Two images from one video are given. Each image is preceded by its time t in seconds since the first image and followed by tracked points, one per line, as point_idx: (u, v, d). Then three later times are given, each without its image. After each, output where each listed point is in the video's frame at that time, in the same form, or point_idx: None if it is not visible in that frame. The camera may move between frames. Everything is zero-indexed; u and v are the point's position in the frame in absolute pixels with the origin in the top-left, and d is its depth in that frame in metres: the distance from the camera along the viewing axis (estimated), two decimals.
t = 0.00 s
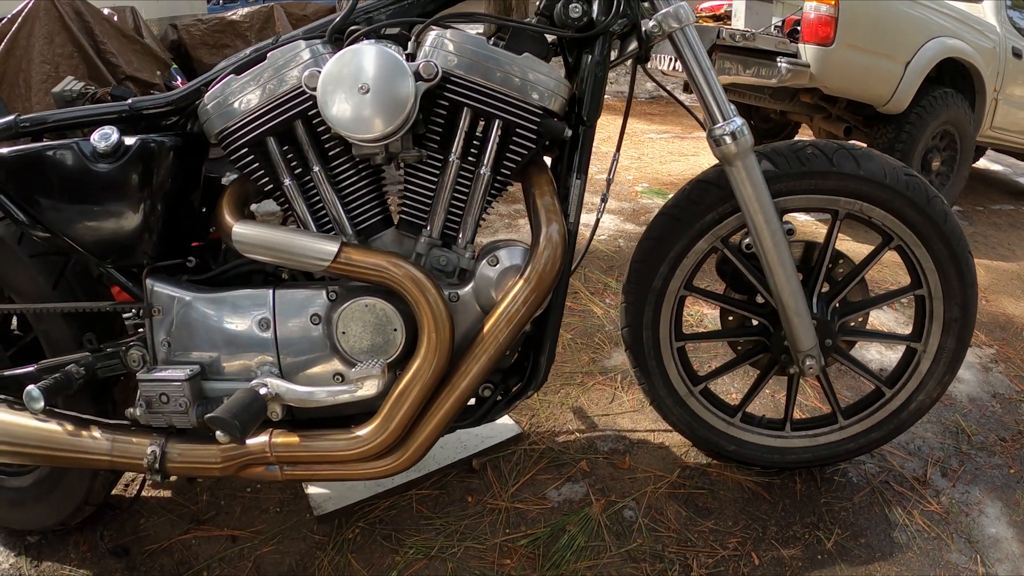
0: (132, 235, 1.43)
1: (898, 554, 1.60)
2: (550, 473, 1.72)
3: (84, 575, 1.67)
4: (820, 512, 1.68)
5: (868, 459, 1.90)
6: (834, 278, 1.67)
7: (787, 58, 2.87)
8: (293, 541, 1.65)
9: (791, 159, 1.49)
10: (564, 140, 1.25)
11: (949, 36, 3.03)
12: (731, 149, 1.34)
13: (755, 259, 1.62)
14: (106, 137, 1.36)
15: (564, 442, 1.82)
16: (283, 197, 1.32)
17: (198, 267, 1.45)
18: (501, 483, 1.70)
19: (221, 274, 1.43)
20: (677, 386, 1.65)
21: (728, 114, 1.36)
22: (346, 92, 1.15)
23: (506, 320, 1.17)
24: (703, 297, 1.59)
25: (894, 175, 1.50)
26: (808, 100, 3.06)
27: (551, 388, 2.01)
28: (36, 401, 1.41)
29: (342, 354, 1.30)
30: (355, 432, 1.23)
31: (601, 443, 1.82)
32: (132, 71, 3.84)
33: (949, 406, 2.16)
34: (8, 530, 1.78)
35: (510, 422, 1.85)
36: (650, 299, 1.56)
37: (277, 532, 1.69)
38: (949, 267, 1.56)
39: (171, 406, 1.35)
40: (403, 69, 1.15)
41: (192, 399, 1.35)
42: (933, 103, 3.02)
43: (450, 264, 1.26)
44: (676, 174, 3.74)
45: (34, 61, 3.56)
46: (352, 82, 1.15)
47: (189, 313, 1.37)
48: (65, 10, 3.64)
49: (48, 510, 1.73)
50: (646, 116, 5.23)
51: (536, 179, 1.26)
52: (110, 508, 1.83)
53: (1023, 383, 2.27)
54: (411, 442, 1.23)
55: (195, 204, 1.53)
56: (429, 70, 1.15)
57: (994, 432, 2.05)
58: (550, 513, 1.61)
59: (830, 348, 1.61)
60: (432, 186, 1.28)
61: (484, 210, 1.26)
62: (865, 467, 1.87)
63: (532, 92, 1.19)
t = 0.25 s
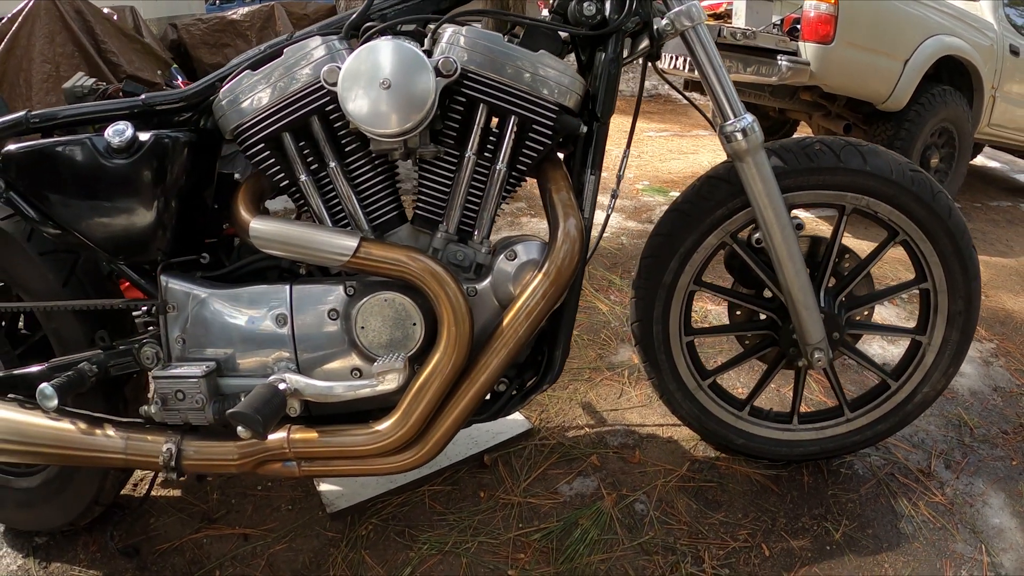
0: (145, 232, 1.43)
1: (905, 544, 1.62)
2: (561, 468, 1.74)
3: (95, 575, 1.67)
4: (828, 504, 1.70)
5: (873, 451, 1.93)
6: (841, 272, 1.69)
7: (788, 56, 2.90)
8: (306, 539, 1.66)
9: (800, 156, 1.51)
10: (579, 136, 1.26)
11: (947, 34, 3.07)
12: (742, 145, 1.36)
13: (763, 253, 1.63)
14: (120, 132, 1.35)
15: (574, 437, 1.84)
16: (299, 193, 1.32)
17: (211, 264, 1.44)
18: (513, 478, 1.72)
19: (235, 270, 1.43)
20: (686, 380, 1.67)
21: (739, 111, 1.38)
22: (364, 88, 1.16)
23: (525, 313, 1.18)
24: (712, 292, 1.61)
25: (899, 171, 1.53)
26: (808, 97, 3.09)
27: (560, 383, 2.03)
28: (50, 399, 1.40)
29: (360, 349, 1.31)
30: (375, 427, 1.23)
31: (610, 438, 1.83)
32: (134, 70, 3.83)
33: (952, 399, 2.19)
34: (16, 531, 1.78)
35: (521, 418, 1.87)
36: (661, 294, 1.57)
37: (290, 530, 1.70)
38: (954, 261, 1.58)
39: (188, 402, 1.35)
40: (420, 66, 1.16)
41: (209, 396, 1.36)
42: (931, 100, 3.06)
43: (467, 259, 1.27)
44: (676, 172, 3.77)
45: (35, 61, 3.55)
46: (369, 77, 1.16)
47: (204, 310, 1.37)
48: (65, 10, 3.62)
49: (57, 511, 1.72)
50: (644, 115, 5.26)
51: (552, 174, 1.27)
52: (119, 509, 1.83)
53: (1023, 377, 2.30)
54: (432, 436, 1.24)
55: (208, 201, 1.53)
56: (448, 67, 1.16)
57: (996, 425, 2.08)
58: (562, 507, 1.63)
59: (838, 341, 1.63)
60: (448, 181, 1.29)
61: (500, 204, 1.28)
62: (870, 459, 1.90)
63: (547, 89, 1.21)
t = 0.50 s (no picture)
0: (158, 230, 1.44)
1: (910, 534, 1.64)
2: (571, 462, 1.76)
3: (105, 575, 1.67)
4: (834, 496, 1.72)
5: (877, 444, 1.95)
6: (846, 266, 1.71)
7: (788, 54, 2.92)
8: (318, 536, 1.67)
9: (807, 152, 1.54)
10: (592, 132, 1.28)
11: (944, 31, 3.10)
12: (751, 141, 1.38)
13: (770, 248, 1.65)
14: (134, 128, 1.36)
15: (583, 431, 1.86)
16: (313, 189, 1.33)
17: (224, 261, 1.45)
18: (524, 473, 1.73)
19: (248, 267, 1.44)
20: (695, 374, 1.69)
21: (748, 108, 1.40)
22: (379, 84, 1.17)
23: (543, 306, 1.20)
24: (720, 287, 1.62)
25: (904, 166, 1.55)
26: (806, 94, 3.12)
27: (568, 379, 2.05)
28: (63, 398, 1.39)
29: (376, 344, 1.33)
30: (393, 421, 1.24)
31: (619, 432, 1.85)
32: (134, 70, 3.83)
33: (953, 392, 2.21)
34: (22, 533, 1.77)
35: (529, 413, 1.88)
36: (670, 288, 1.59)
37: (302, 528, 1.70)
38: (957, 255, 1.60)
39: (203, 398, 1.35)
40: (434, 61, 1.16)
41: (224, 392, 1.36)
42: (929, 97, 3.09)
43: (481, 254, 1.29)
44: (676, 170, 3.79)
45: (34, 61, 3.54)
46: (384, 74, 1.17)
47: (218, 306, 1.38)
48: (64, 9, 3.60)
49: (62, 513, 1.72)
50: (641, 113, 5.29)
51: (565, 170, 1.29)
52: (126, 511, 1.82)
53: (1023, 370, 2.33)
54: (450, 429, 1.25)
55: (220, 197, 1.54)
56: (464, 63, 1.18)
57: (998, 417, 2.11)
58: (573, 501, 1.64)
59: (844, 334, 1.65)
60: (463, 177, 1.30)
61: (513, 199, 1.28)
62: (874, 451, 1.92)
63: (561, 85, 1.22)
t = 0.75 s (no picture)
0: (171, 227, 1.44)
1: (916, 526, 1.66)
2: (581, 458, 1.77)
3: None
4: (841, 488, 1.74)
5: (881, 438, 1.97)
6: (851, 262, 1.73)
7: (788, 52, 2.95)
8: (330, 534, 1.67)
9: (814, 148, 1.55)
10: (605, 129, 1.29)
11: (941, 29, 3.13)
12: (761, 138, 1.39)
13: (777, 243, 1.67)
14: (147, 125, 1.36)
15: (592, 427, 1.88)
16: (328, 186, 1.34)
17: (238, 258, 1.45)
18: (535, 468, 1.75)
19: (261, 264, 1.44)
20: (703, 369, 1.70)
21: (757, 105, 1.41)
22: (395, 80, 1.18)
23: (560, 302, 1.22)
24: (728, 282, 1.64)
25: (909, 162, 1.57)
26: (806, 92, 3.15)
27: (576, 376, 2.07)
28: (76, 396, 1.39)
29: (392, 340, 1.34)
30: (411, 417, 1.26)
31: (628, 428, 1.88)
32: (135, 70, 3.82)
33: (955, 386, 2.24)
34: (30, 533, 1.75)
35: (538, 409, 1.90)
36: (679, 284, 1.60)
37: (313, 526, 1.71)
38: (960, 249, 1.62)
39: (219, 396, 1.35)
40: (450, 58, 1.17)
41: (239, 389, 1.36)
42: (927, 95, 3.12)
43: (496, 250, 1.31)
44: (676, 168, 3.82)
45: (35, 61, 3.54)
46: (399, 71, 1.17)
47: (232, 304, 1.38)
48: (64, 9, 3.59)
49: (73, 514, 1.69)
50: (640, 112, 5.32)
51: (578, 167, 1.30)
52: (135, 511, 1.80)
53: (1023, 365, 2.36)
54: (467, 424, 1.27)
55: (232, 194, 1.55)
56: (482, 60, 1.19)
57: (999, 410, 2.13)
58: (584, 496, 1.66)
59: (850, 329, 1.67)
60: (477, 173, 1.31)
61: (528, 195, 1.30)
62: (879, 444, 1.94)
63: (575, 82, 1.23)
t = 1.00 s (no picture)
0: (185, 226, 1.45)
1: (922, 519, 1.68)
2: (591, 454, 1.79)
3: None
4: (847, 483, 1.76)
5: (886, 432, 1.99)
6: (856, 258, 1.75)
7: (788, 51, 2.97)
8: (342, 532, 1.68)
9: (821, 147, 1.57)
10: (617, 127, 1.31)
11: (940, 28, 3.16)
12: (770, 137, 1.41)
13: (784, 240, 1.69)
14: (160, 123, 1.36)
15: (600, 424, 1.90)
16: (342, 184, 1.34)
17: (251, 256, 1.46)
18: (545, 465, 1.76)
19: (275, 263, 1.45)
20: (711, 365, 1.72)
21: (765, 104, 1.43)
22: (410, 78, 1.19)
23: (575, 297, 1.24)
24: (735, 279, 1.66)
25: (913, 160, 1.59)
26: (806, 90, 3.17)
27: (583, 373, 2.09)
28: (89, 396, 1.38)
29: (409, 337, 1.35)
30: (428, 413, 1.27)
31: (636, 424, 1.90)
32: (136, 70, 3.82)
33: (957, 382, 2.26)
34: (38, 535, 1.74)
35: (547, 407, 1.91)
36: (687, 281, 1.62)
37: (325, 525, 1.72)
38: (964, 245, 1.65)
39: (235, 394, 1.36)
40: (464, 56, 1.18)
41: (255, 387, 1.37)
42: (927, 93, 3.15)
43: (510, 247, 1.32)
44: (676, 167, 3.84)
45: (36, 61, 3.53)
46: (414, 69, 1.19)
47: (247, 302, 1.39)
48: (65, 9, 3.58)
49: (81, 514, 1.69)
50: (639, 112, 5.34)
51: (590, 165, 1.32)
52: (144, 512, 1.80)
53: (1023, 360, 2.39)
54: (484, 419, 1.28)
55: (245, 192, 1.55)
56: (498, 59, 1.20)
57: (1001, 405, 2.16)
58: (595, 492, 1.68)
59: (856, 324, 1.69)
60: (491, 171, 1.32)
61: (541, 193, 1.31)
62: (883, 439, 1.97)
63: (588, 82, 1.25)
